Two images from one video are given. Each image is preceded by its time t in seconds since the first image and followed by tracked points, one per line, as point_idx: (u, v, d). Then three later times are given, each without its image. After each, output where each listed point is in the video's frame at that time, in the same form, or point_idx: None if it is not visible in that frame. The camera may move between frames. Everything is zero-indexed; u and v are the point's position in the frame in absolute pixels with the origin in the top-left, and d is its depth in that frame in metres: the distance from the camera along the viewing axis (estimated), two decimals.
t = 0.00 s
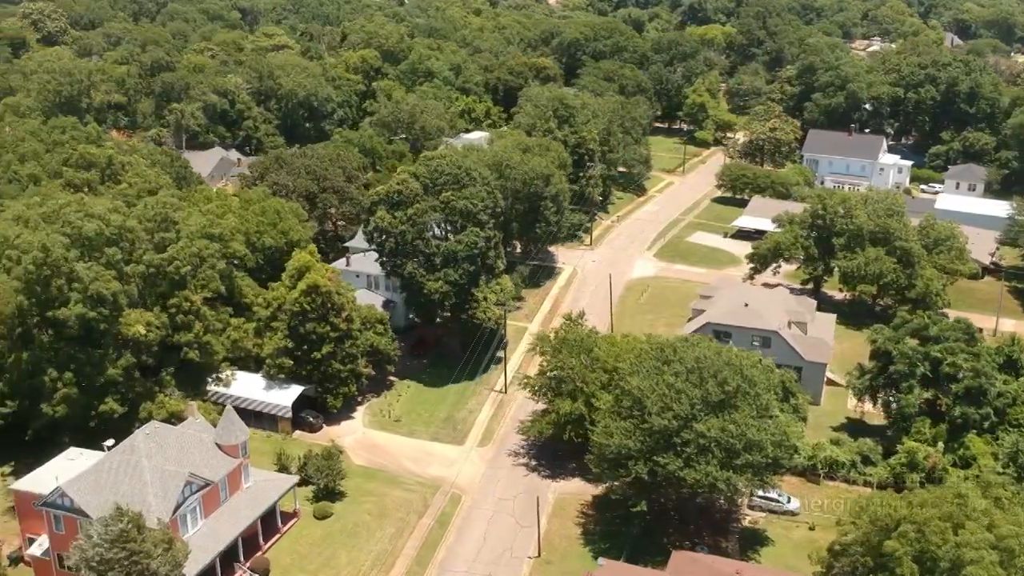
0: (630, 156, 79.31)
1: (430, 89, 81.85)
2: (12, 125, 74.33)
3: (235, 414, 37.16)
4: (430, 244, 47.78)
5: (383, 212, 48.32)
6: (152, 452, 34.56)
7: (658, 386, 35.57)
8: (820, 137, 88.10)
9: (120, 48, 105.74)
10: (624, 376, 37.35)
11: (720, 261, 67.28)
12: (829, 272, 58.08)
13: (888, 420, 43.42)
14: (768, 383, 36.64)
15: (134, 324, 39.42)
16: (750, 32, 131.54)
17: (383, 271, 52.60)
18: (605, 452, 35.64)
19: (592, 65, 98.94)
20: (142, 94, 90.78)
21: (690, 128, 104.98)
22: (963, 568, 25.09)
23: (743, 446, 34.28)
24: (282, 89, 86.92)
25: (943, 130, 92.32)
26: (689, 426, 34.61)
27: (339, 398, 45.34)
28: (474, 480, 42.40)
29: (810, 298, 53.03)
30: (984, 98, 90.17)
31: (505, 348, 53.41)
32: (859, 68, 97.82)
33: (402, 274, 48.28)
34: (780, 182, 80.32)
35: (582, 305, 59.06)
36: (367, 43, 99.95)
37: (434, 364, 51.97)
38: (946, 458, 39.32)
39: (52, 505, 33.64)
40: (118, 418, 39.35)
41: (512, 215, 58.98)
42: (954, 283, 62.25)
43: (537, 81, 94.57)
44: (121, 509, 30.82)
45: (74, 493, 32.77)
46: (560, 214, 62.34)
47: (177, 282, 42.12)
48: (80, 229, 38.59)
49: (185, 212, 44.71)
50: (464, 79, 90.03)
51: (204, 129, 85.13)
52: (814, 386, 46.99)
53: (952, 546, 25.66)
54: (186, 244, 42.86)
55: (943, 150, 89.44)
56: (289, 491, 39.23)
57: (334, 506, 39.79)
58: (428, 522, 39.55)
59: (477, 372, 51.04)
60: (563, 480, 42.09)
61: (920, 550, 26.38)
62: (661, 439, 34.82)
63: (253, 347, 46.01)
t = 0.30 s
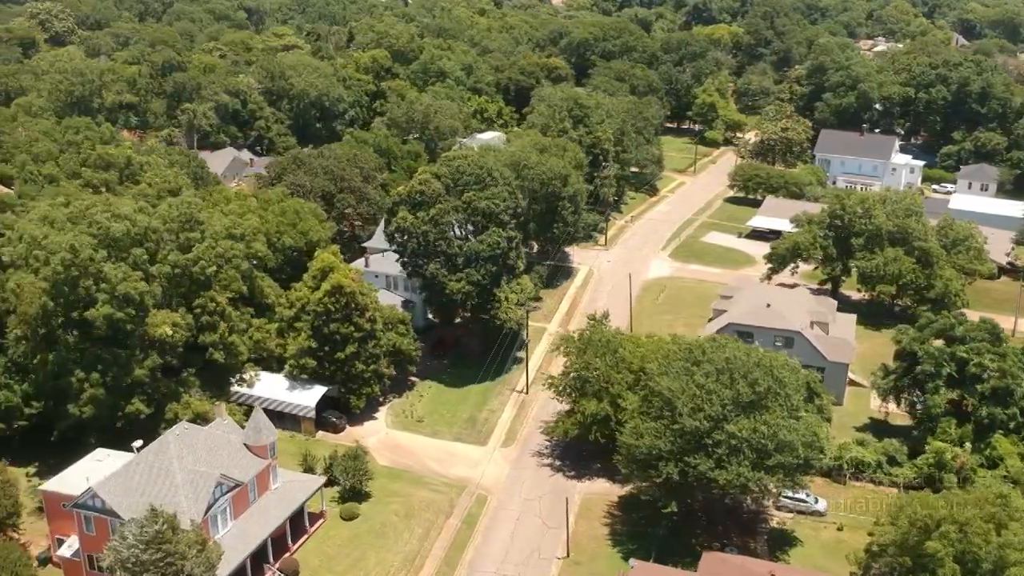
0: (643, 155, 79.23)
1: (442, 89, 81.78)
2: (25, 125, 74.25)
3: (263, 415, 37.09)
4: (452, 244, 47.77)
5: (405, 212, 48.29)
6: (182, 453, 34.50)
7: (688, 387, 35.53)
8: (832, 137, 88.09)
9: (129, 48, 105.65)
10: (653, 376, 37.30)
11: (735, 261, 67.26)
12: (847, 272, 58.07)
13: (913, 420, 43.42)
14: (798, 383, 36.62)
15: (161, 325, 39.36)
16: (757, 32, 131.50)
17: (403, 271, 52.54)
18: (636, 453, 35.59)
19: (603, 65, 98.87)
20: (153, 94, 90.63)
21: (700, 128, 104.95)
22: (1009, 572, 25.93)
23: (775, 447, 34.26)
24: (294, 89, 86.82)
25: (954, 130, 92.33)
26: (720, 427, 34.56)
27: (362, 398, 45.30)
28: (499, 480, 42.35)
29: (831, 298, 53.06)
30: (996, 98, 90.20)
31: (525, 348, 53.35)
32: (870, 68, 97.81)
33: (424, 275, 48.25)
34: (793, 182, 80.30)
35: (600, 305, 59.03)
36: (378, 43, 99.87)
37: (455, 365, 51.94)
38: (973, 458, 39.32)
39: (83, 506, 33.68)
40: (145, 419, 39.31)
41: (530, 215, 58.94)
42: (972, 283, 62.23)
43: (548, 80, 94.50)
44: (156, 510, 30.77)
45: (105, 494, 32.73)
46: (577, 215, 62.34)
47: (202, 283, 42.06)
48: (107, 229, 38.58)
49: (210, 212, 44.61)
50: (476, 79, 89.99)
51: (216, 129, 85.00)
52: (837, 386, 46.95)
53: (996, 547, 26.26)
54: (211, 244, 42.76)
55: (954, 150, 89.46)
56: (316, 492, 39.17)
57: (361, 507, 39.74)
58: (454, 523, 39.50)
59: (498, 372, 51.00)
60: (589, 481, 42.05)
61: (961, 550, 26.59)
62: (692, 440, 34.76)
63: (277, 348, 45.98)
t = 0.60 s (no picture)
0: (657, 156, 79.18)
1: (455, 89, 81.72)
2: (38, 125, 74.21)
3: (292, 416, 37.02)
4: (475, 244, 47.75)
5: (428, 212, 48.27)
6: (212, 453, 34.45)
7: (718, 387, 35.48)
8: (844, 137, 88.12)
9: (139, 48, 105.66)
10: (682, 376, 37.26)
11: (751, 261, 67.27)
12: (866, 272, 58.05)
13: (938, 421, 43.40)
14: (827, 383, 36.57)
15: (188, 325, 39.29)
16: (765, 32, 131.51)
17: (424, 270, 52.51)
18: (666, 454, 35.53)
19: (613, 65, 98.85)
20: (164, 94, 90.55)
21: (710, 128, 104.92)
22: None
23: (806, 447, 34.22)
24: (305, 89, 86.84)
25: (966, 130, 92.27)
26: (751, 427, 34.48)
27: (385, 398, 45.24)
28: (525, 480, 42.30)
29: (851, 298, 53.12)
30: (1007, 98, 90.22)
31: (545, 348, 53.34)
32: (880, 68, 97.83)
33: (445, 275, 48.22)
34: (807, 182, 80.30)
35: (618, 305, 58.97)
36: (388, 43, 99.74)
37: (476, 365, 51.89)
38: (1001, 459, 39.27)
39: (114, 507, 33.66)
40: (172, 419, 39.29)
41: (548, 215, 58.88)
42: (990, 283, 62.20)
43: (560, 80, 94.44)
44: (191, 511, 30.71)
45: (138, 495, 32.72)
46: (594, 215, 62.30)
47: (228, 283, 41.93)
48: (134, 230, 38.51)
49: (234, 212, 44.53)
50: (487, 79, 89.90)
51: (228, 129, 84.96)
52: (859, 386, 46.90)
53: None
54: (237, 244, 42.68)
55: (966, 150, 89.46)
56: (343, 493, 39.15)
57: (388, 508, 39.71)
58: (481, 523, 39.45)
59: (519, 372, 50.96)
60: (614, 481, 42.00)
61: (1002, 550, 26.96)
62: (723, 440, 34.70)
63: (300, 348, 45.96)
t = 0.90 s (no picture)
0: (671, 156, 79.15)
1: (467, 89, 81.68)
2: (52, 125, 74.17)
3: (320, 415, 36.93)
4: (497, 244, 47.70)
5: (450, 212, 48.24)
6: (243, 454, 34.41)
7: (749, 387, 35.46)
8: (856, 137, 88.11)
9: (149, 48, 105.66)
10: (711, 377, 37.25)
11: (767, 262, 67.27)
12: (884, 272, 58.07)
13: (963, 421, 43.38)
14: (857, 384, 36.58)
15: (215, 326, 39.26)
16: (772, 32, 131.42)
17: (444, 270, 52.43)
18: (697, 454, 35.49)
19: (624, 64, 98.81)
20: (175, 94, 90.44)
21: (720, 128, 104.86)
22: None
23: (838, 448, 34.19)
24: (317, 89, 86.83)
25: (977, 130, 92.22)
26: (783, 428, 34.46)
27: (409, 398, 45.19)
28: (550, 481, 42.26)
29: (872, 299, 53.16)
30: (1019, 98, 90.16)
31: (566, 349, 53.26)
32: (891, 68, 97.81)
33: (468, 275, 48.20)
34: (820, 182, 80.29)
35: (636, 305, 58.88)
36: (398, 43, 99.63)
37: (497, 365, 51.81)
38: None
39: (146, 507, 33.64)
40: (199, 420, 39.26)
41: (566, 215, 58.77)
42: (1008, 283, 62.16)
43: (571, 80, 94.42)
44: (225, 512, 30.66)
45: (170, 496, 32.66)
46: (611, 215, 62.24)
47: (254, 283, 41.87)
48: (162, 230, 38.50)
49: (259, 212, 44.52)
50: (499, 79, 89.80)
51: (240, 129, 84.96)
52: (883, 386, 46.82)
53: None
54: (262, 244, 42.67)
55: (977, 150, 89.43)
56: (371, 493, 39.10)
57: (415, 508, 39.66)
58: (509, 523, 39.40)
59: (541, 372, 50.89)
60: (640, 481, 41.96)
61: None
62: (754, 441, 34.67)
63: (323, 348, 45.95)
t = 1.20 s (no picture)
0: (685, 155, 79.08)
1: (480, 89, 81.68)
2: (66, 125, 74.13)
3: (350, 416, 37.20)
4: (520, 245, 47.65)
5: (473, 212, 48.20)
6: (274, 454, 34.37)
7: (780, 388, 35.44)
8: (868, 137, 88.13)
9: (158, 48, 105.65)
10: (740, 378, 37.22)
11: (782, 262, 67.27)
12: (902, 272, 58.09)
13: (988, 422, 43.34)
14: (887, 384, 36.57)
15: (242, 326, 39.21)
16: (780, 32, 131.37)
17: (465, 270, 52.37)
18: (727, 455, 35.46)
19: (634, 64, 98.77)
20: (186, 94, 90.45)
21: (730, 128, 104.86)
22: None
23: (870, 448, 34.17)
24: (330, 89, 86.88)
25: (988, 130, 92.22)
26: (814, 429, 34.43)
27: (432, 399, 45.16)
28: (576, 481, 42.19)
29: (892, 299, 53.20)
30: None
31: (586, 349, 53.21)
32: (902, 68, 97.78)
33: (490, 276, 48.16)
34: (833, 182, 80.28)
35: (654, 306, 58.82)
36: (409, 43, 99.53)
37: (517, 365, 51.78)
38: None
39: (177, 508, 33.63)
40: (226, 421, 39.24)
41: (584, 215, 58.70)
42: None
43: (583, 80, 94.40)
44: (260, 513, 30.59)
45: (202, 497, 32.62)
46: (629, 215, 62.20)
47: (280, 283, 41.76)
48: (189, 231, 38.44)
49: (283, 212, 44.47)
50: (510, 79, 89.76)
51: (252, 129, 84.94)
52: (906, 386, 46.79)
53: None
54: (288, 244, 42.60)
55: (989, 150, 89.43)
56: (398, 494, 39.07)
57: (442, 508, 39.64)
58: (536, 524, 39.37)
59: (562, 373, 50.85)
60: (666, 481, 41.91)
61: None
62: (786, 441, 34.64)
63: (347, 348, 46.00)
